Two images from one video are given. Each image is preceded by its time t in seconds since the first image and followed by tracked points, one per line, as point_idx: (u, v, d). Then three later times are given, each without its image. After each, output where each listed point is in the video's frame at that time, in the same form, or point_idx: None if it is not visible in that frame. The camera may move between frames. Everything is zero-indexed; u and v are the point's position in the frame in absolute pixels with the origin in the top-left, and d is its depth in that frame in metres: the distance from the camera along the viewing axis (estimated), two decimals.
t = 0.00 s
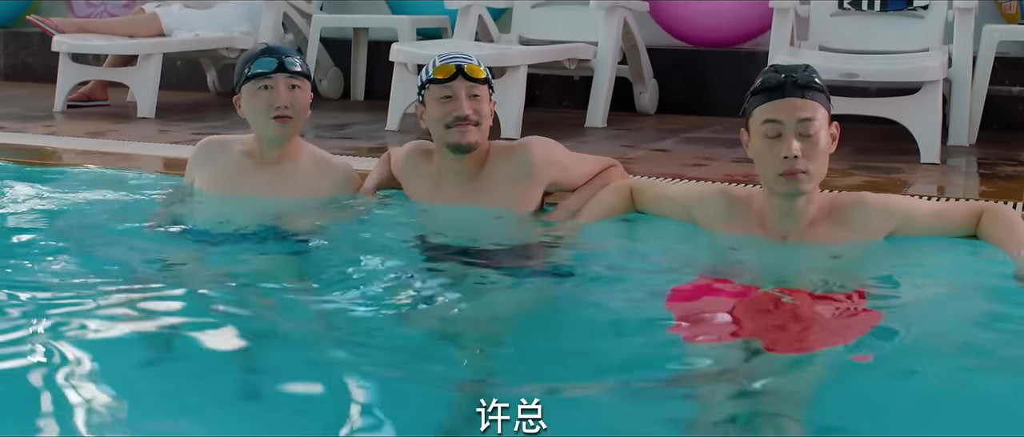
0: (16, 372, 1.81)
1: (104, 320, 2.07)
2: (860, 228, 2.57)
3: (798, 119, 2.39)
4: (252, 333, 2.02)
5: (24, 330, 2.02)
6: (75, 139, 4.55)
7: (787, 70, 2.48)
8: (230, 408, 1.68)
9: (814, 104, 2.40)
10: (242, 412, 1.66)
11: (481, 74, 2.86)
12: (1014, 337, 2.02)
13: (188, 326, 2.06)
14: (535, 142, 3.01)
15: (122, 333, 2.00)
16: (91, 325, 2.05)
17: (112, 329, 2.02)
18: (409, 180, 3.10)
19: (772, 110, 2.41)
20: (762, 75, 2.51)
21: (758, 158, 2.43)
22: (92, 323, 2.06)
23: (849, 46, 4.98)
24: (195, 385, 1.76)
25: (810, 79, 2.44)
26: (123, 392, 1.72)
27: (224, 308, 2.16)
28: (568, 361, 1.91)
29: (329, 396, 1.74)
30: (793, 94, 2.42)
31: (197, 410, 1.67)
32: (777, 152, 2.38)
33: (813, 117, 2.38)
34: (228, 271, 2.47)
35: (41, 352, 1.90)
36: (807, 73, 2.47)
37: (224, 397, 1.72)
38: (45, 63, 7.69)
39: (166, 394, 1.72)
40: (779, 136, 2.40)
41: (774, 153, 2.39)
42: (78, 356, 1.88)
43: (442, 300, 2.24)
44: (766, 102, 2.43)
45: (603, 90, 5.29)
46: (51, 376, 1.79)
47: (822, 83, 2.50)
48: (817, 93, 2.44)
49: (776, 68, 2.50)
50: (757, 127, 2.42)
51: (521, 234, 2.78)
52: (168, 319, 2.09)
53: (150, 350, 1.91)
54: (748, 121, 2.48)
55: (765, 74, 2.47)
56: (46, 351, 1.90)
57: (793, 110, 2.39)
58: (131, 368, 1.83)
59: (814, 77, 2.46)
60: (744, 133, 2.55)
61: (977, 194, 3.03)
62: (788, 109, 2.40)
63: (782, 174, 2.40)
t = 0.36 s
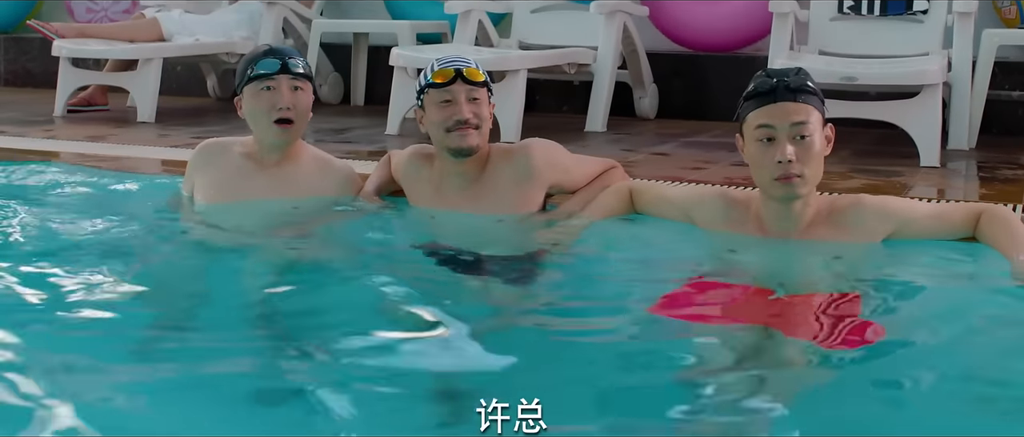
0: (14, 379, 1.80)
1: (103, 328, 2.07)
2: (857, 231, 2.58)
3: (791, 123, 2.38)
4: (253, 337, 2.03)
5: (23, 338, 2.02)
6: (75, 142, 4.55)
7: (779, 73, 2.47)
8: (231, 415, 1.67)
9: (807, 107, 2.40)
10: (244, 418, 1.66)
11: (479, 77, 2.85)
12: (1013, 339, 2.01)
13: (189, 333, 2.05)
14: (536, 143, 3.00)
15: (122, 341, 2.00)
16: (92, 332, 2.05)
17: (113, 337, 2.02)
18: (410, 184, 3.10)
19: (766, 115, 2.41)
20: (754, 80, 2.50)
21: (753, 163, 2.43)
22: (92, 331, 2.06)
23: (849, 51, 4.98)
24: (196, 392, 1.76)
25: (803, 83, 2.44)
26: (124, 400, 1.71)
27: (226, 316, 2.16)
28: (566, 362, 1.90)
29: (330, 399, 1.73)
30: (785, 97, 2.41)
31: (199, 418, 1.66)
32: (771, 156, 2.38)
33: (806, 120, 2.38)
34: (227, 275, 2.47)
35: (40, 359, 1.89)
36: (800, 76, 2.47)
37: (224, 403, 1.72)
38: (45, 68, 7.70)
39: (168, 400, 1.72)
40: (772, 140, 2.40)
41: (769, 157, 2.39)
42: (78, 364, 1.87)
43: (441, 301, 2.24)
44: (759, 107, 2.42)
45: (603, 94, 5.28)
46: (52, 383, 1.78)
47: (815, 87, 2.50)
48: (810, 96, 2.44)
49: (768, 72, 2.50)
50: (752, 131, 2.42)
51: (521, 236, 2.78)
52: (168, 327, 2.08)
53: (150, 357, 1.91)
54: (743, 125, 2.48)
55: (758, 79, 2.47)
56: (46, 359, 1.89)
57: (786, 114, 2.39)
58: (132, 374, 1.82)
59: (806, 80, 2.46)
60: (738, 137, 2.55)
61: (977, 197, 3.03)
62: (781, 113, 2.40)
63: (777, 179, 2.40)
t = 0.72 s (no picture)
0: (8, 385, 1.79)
1: (95, 333, 2.07)
2: (857, 233, 2.57)
3: (795, 126, 2.38)
4: (252, 340, 2.03)
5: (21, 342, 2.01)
6: (75, 148, 4.55)
7: (783, 76, 2.47)
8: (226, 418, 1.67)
9: (810, 110, 2.40)
10: (241, 423, 1.66)
11: (478, 78, 2.85)
12: (1013, 342, 2.01)
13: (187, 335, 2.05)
14: (535, 147, 3.01)
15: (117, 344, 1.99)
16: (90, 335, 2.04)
17: (109, 340, 2.01)
18: (410, 187, 3.10)
19: (769, 118, 2.41)
20: (758, 82, 2.51)
21: (755, 165, 2.42)
22: (90, 333, 2.05)
23: (849, 57, 4.98)
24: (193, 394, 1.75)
25: (807, 85, 2.44)
26: (121, 406, 1.71)
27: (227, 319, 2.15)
28: (565, 365, 1.90)
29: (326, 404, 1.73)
30: (789, 100, 2.41)
31: (192, 420, 1.66)
32: (773, 159, 2.38)
33: (809, 123, 2.38)
34: (227, 280, 2.46)
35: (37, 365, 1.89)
36: (803, 79, 2.47)
37: (219, 407, 1.71)
38: (46, 75, 7.70)
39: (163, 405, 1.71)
40: (775, 143, 2.39)
41: (771, 160, 2.39)
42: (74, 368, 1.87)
43: (443, 306, 2.23)
44: (763, 109, 2.42)
45: (603, 100, 5.28)
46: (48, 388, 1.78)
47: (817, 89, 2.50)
48: (813, 99, 2.43)
49: (772, 74, 2.50)
50: (754, 134, 2.42)
51: (521, 241, 2.78)
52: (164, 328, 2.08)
53: (148, 360, 1.90)
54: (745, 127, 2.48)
55: (761, 81, 2.47)
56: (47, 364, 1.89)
57: (789, 117, 2.39)
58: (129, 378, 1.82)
59: (810, 84, 2.45)
60: (740, 140, 2.54)
61: (977, 201, 3.02)
62: (784, 116, 2.39)
63: (779, 182, 2.40)
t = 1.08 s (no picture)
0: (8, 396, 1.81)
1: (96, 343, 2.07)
2: (857, 236, 2.57)
3: (795, 130, 2.38)
4: (250, 350, 2.04)
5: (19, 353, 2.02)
6: (74, 154, 4.55)
7: (783, 79, 2.47)
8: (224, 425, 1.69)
9: (810, 114, 2.40)
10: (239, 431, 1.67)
11: (465, 78, 2.87)
12: (1012, 344, 2.00)
13: (187, 346, 2.06)
14: (535, 150, 3.01)
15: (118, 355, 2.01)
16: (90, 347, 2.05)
17: (110, 352, 2.03)
18: (409, 189, 3.09)
19: (769, 121, 2.41)
20: (757, 85, 2.51)
21: (755, 169, 2.42)
22: (89, 345, 2.06)
23: (849, 64, 4.98)
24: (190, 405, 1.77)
25: (807, 89, 2.44)
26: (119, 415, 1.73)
27: (228, 329, 2.16)
28: (561, 371, 1.92)
29: (324, 412, 1.74)
30: (789, 103, 2.42)
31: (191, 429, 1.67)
32: (774, 162, 2.38)
33: (810, 127, 2.38)
34: (227, 286, 2.46)
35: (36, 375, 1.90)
36: (803, 82, 2.47)
37: (217, 415, 1.72)
38: (46, 83, 7.70)
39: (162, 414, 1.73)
40: (775, 147, 2.39)
41: (772, 163, 2.38)
42: (74, 378, 1.89)
43: (441, 311, 2.24)
44: (763, 113, 2.42)
45: (603, 106, 5.28)
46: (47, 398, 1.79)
47: (817, 92, 2.50)
48: (813, 102, 2.43)
49: (771, 77, 2.50)
50: (753, 138, 2.42)
51: (520, 242, 2.78)
52: (165, 340, 2.10)
53: (149, 371, 1.92)
54: (744, 131, 2.48)
55: (761, 84, 2.47)
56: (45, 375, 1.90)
57: (790, 121, 2.39)
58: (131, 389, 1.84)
59: (810, 87, 2.46)
60: (739, 144, 2.55)
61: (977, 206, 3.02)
62: (785, 120, 2.40)
63: (779, 185, 2.39)
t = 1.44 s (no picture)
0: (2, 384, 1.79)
1: (93, 335, 2.06)
2: (857, 239, 2.57)
3: (796, 133, 2.38)
4: (251, 341, 2.03)
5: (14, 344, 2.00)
6: (75, 158, 4.55)
7: (783, 82, 2.47)
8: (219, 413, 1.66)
9: (811, 117, 2.39)
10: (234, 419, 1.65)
11: (471, 77, 2.87)
12: (1012, 344, 2.00)
13: (184, 340, 2.04)
14: (534, 151, 3.01)
15: (115, 346, 1.99)
16: (87, 338, 2.04)
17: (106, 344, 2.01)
18: (409, 189, 3.08)
19: (769, 124, 2.40)
20: (757, 88, 2.50)
21: (755, 172, 2.42)
22: (86, 336, 2.05)
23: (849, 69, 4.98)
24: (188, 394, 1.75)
25: (808, 92, 2.44)
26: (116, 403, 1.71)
27: (225, 325, 2.15)
28: (565, 364, 1.92)
29: (320, 404, 1.72)
30: (789, 106, 2.41)
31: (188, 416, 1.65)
32: (774, 165, 2.38)
33: (811, 130, 2.38)
34: (224, 284, 2.45)
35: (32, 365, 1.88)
36: (804, 85, 2.47)
37: (217, 404, 1.71)
38: (47, 89, 7.70)
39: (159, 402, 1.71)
40: (776, 150, 2.39)
41: (772, 166, 2.38)
42: (71, 367, 1.87)
43: (440, 312, 2.23)
44: (763, 116, 2.42)
45: (603, 111, 5.27)
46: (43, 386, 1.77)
47: (817, 95, 2.50)
48: (813, 105, 2.43)
49: (771, 80, 2.49)
50: (754, 141, 2.42)
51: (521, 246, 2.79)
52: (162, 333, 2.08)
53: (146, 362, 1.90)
54: (745, 134, 2.48)
55: (761, 87, 2.46)
56: (42, 364, 1.89)
57: (790, 124, 2.39)
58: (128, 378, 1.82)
59: (811, 90, 2.46)
60: (739, 147, 2.54)
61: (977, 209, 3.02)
62: (786, 122, 2.39)
63: (780, 188, 2.40)
